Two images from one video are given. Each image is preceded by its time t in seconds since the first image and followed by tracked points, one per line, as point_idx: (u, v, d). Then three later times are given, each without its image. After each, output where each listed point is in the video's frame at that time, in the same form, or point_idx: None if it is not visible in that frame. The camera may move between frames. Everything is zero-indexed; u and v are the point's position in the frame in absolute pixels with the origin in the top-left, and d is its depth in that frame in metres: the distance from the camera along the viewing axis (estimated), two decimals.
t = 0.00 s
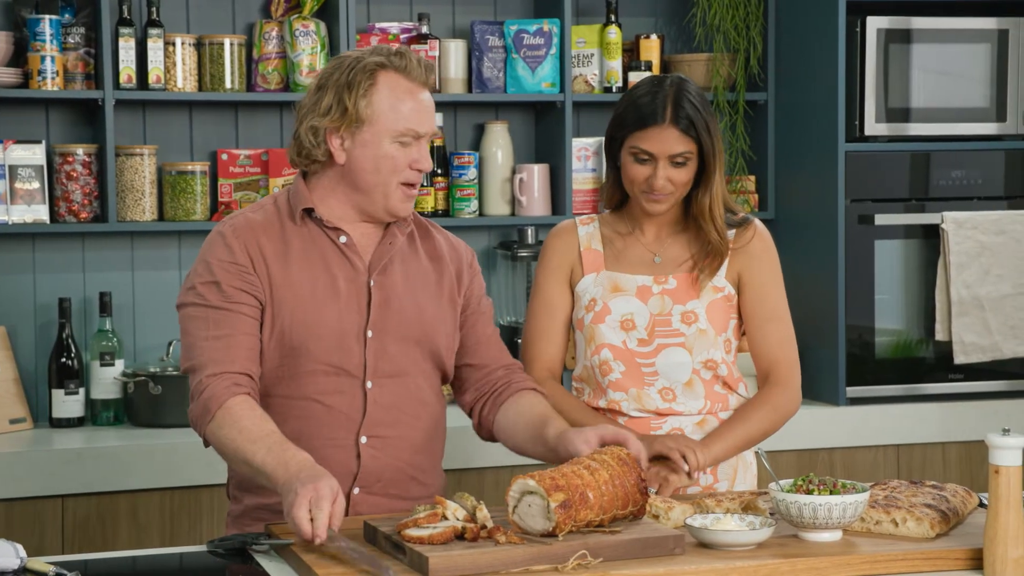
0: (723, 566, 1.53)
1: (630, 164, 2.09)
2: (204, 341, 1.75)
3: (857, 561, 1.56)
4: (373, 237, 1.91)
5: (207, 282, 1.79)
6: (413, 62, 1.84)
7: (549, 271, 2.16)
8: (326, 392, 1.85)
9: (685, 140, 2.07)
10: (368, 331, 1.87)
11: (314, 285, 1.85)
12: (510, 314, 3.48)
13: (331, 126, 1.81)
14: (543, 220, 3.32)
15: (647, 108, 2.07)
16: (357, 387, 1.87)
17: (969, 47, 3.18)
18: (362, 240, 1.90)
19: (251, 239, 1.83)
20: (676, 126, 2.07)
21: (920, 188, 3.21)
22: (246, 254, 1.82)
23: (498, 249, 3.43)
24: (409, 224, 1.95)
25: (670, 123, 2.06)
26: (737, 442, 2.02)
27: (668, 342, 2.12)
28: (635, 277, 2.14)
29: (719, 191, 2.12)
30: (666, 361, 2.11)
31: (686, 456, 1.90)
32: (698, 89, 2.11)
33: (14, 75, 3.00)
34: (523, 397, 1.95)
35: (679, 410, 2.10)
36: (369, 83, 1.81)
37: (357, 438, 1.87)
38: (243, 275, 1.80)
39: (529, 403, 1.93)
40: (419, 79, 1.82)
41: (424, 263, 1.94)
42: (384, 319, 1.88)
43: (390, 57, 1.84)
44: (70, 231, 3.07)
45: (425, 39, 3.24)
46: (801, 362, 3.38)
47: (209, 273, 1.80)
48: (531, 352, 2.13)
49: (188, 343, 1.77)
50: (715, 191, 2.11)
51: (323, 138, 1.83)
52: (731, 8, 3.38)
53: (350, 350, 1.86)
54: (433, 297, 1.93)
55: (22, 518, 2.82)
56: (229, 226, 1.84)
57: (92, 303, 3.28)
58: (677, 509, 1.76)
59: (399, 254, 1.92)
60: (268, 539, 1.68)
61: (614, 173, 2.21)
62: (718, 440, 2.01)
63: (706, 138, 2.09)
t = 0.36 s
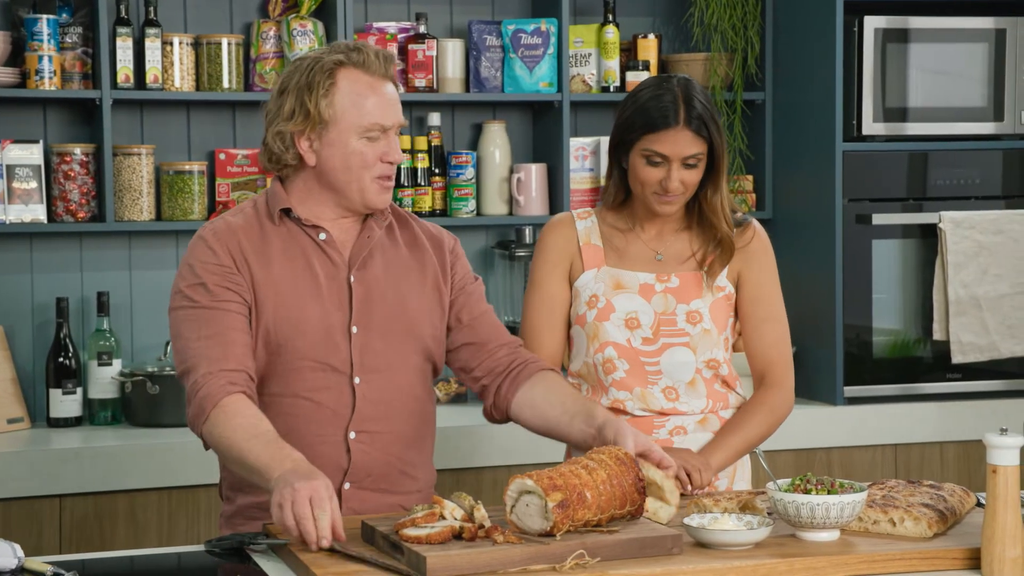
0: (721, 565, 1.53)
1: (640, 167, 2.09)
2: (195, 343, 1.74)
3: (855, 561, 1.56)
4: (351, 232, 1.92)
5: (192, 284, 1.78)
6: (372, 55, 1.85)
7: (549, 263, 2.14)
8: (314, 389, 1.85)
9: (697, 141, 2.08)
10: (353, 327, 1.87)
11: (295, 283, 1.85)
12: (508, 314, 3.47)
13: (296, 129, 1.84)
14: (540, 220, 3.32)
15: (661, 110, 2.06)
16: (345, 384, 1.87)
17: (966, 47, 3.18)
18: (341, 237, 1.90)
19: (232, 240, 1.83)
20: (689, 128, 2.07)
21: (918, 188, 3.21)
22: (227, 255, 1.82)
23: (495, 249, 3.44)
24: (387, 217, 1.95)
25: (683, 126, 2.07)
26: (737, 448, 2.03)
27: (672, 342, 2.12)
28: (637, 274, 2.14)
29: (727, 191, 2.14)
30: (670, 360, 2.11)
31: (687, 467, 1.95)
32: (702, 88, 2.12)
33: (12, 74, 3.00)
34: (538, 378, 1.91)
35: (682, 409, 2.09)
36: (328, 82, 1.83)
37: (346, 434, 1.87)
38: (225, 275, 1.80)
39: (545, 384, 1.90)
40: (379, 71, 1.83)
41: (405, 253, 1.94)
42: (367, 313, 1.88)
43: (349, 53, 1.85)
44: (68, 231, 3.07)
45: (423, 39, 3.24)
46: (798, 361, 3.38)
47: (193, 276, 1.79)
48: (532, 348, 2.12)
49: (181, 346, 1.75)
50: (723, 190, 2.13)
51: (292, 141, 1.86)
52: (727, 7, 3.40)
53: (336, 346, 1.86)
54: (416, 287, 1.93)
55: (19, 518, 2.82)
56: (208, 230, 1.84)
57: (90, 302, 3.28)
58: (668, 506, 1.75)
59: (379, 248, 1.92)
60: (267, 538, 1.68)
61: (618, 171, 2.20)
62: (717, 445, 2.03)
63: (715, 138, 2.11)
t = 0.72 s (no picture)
0: (720, 565, 1.53)
1: (631, 166, 2.10)
2: (194, 346, 1.75)
3: (854, 561, 1.56)
4: (343, 234, 1.91)
5: (189, 288, 1.78)
6: (347, 61, 1.82)
7: (549, 262, 2.13)
8: (311, 392, 1.85)
9: (688, 146, 2.08)
10: (349, 328, 1.87)
11: (291, 284, 1.85)
12: (507, 313, 3.51)
13: (264, 131, 1.85)
14: (538, 220, 3.32)
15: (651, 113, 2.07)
16: (341, 385, 1.87)
17: (965, 47, 3.18)
18: (333, 238, 1.90)
19: (226, 243, 1.82)
20: (678, 131, 2.07)
21: (916, 188, 3.22)
22: (224, 258, 1.81)
23: (494, 249, 3.44)
24: (377, 217, 1.95)
25: (673, 129, 2.07)
26: (733, 449, 2.03)
27: (670, 342, 2.12)
28: (637, 274, 2.14)
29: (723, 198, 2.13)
30: (668, 361, 2.11)
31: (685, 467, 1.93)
32: (704, 92, 2.12)
33: (10, 74, 3.00)
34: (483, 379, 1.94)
35: (679, 410, 2.10)
36: (298, 86, 1.81)
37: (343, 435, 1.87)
38: (223, 278, 1.80)
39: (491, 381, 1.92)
40: (351, 78, 1.80)
41: (397, 254, 1.95)
42: (361, 315, 1.88)
43: (324, 58, 1.83)
44: (67, 231, 3.07)
45: (421, 39, 3.24)
46: (796, 361, 3.38)
47: (190, 280, 1.79)
48: (531, 346, 2.11)
49: (175, 349, 1.76)
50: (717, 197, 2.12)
51: (265, 141, 1.87)
52: (725, 7, 3.40)
53: (332, 348, 1.86)
54: (408, 288, 1.94)
55: (18, 518, 2.82)
56: (202, 233, 1.83)
57: (88, 302, 3.28)
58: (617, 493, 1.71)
59: (371, 249, 1.92)
60: (265, 539, 1.68)
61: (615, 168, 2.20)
62: (716, 447, 2.03)
63: (709, 145, 2.10)
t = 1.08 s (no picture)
0: (720, 566, 1.53)
1: (615, 163, 2.10)
2: (189, 347, 1.76)
3: (853, 562, 1.56)
4: (340, 236, 1.91)
5: (186, 287, 1.79)
6: (342, 66, 1.81)
7: (548, 265, 2.13)
8: (310, 393, 1.84)
9: (666, 147, 2.06)
10: (344, 330, 1.87)
11: (287, 285, 1.85)
12: (507, 314, 3.52)
13: (257, 130, 1.84)
14: (537, 220, 3.32)
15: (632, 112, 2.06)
16: (339, 387, 1.86)
17: (963, 47, 3.18)
18: (330, 240, 1.90)
19: (223, 244, 1.82)
20: (657, 133, 2.06)
21: (915, 189, 3.22)
22: (222, 258, 1.81)
23: (493, 249, 3.44)
24: (375, 219, 1.95)
25: (649, 128, 2.06)
26: (734, 450, 2.03)
27: (667, 344, 2.12)
28: (633, 276, 2.13)
29: (706, 206, 2.10)
30: (665, 363, 2.11)
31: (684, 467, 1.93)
32: (700, 98, 2.10)
33: (9, 75, 3.00)
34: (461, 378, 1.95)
35: (678, 412, 2.10)
36: (291, 89, 1.80)
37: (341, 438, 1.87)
38: (221, 278, 1.80)
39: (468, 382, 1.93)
40: (345, 85, 1.79)
41: (393, 256, 1.95)
42: (357, 317, 1.88)
43: (321, 62, 1.82)
44: (66, 231, 3.07)
45: (421, 39, 3.24)
46: (795, 362, 3.38)
47: (187, 279, 1.79)
48: (532, 350, 2.10)
49: (170, 350, 1.78)
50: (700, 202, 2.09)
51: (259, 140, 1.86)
52: (724, 8, 3.40)
53: (327, 350, 1.86)
54: (405, 290, 1.94)
55: (17, 519, 2.82)
56: (200, 233, 1.83)
57: (88, 303, 3.28)
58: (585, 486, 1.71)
59: (368, 252, 1.92)
60: (265, 539, 1.68)
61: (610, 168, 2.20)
62: (715, 448, 2.03)
63: (693, 150, 2.07)
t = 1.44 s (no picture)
0: (722, 567, 1.53)
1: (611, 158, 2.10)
2: (187, 348, 1.77)
3: (855, 563, 1.56)
4: (342, 238, 1.91)
5: (185, 288, 1.80)
6: (357, 60, 1.84)
7: (550, 267, 2.13)
8: (306, 396, 1.84)
9: (658, 138, 2.05)
10: (344, 333, 1.86)
11: (286, 287, 1.85)
12: (509, 315, 3.48)
13: (277, 134, 1.84)
14: (539, 221, 3.32)
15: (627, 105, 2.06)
16: (337, 390, 1.86)
17: (965, 48, 3.18)
18: (330, 242, 1.90)
19: (223, 245, 1.83)
20: (649, 125, 2.05)
21: (917, 190, 3.21)
22: (221, 260, 1.82)
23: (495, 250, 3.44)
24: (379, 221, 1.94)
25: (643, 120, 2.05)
26: (737, 449, 2.02)
27: (672, 346, 2.12)
28: (637, 279, 2.13)
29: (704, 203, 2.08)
30: (670, 365, 2.11)
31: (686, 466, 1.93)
32: (700, 95, 2.10)
33: (12, 75, 3.00)
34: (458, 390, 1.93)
35: (683, 413, 2.10)
36: (310, 86, 1.82)
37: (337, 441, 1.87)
38: (219, 279, 1.80)
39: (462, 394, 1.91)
40: (363, 77, 1.82)
41: (395, 259, 1.94)
42: (357, 319, 1.88)
43: (333, 58, 1.84)
44: (68, 232, 3.07)
45: (423, 40, 3.24)
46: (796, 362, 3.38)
47: (186, 280, 1.80)
48: (533, 353, 2.10)
49: (169, 349, 1.79)
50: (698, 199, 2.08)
51: (276, 145, 1.86)
52: (726, 9, 3.39)
53: (326, 353, 1.85)
54: (406, 294, 1.93)
55: (20, 519, 2.82)
56: (200, 233, 1.84)
57: (90, 303, 3.28)
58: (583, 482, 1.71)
59: (370, 254, 1.92)
60: (267, 540, 1.68)
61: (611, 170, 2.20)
62: (719, 447, 2.02)
63: (689, 145, 2.05)
